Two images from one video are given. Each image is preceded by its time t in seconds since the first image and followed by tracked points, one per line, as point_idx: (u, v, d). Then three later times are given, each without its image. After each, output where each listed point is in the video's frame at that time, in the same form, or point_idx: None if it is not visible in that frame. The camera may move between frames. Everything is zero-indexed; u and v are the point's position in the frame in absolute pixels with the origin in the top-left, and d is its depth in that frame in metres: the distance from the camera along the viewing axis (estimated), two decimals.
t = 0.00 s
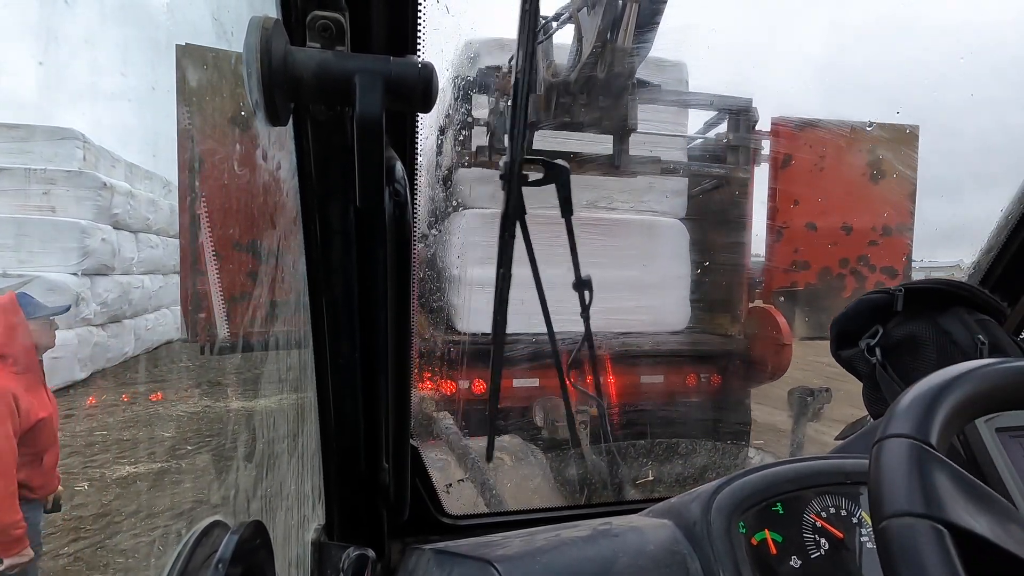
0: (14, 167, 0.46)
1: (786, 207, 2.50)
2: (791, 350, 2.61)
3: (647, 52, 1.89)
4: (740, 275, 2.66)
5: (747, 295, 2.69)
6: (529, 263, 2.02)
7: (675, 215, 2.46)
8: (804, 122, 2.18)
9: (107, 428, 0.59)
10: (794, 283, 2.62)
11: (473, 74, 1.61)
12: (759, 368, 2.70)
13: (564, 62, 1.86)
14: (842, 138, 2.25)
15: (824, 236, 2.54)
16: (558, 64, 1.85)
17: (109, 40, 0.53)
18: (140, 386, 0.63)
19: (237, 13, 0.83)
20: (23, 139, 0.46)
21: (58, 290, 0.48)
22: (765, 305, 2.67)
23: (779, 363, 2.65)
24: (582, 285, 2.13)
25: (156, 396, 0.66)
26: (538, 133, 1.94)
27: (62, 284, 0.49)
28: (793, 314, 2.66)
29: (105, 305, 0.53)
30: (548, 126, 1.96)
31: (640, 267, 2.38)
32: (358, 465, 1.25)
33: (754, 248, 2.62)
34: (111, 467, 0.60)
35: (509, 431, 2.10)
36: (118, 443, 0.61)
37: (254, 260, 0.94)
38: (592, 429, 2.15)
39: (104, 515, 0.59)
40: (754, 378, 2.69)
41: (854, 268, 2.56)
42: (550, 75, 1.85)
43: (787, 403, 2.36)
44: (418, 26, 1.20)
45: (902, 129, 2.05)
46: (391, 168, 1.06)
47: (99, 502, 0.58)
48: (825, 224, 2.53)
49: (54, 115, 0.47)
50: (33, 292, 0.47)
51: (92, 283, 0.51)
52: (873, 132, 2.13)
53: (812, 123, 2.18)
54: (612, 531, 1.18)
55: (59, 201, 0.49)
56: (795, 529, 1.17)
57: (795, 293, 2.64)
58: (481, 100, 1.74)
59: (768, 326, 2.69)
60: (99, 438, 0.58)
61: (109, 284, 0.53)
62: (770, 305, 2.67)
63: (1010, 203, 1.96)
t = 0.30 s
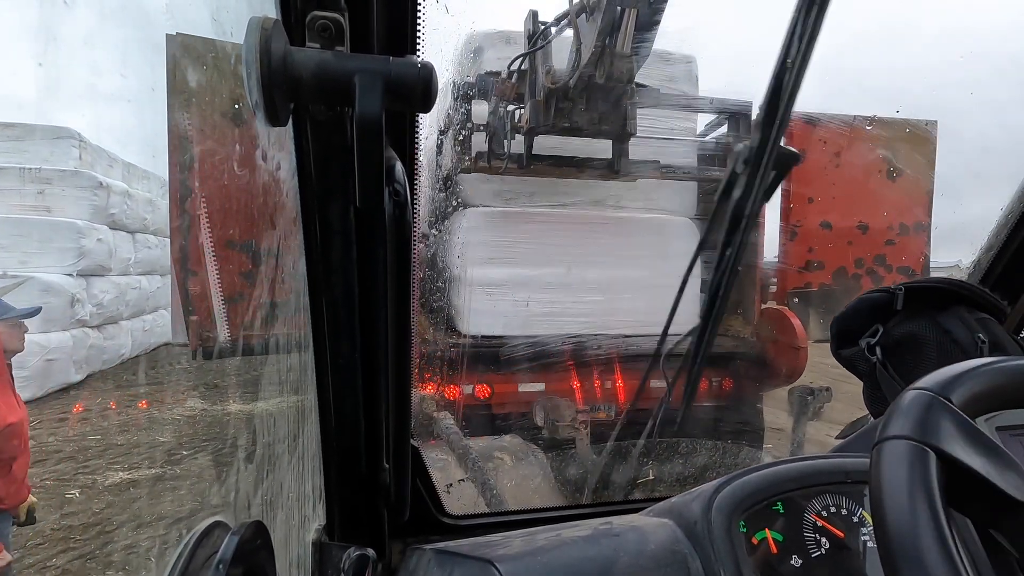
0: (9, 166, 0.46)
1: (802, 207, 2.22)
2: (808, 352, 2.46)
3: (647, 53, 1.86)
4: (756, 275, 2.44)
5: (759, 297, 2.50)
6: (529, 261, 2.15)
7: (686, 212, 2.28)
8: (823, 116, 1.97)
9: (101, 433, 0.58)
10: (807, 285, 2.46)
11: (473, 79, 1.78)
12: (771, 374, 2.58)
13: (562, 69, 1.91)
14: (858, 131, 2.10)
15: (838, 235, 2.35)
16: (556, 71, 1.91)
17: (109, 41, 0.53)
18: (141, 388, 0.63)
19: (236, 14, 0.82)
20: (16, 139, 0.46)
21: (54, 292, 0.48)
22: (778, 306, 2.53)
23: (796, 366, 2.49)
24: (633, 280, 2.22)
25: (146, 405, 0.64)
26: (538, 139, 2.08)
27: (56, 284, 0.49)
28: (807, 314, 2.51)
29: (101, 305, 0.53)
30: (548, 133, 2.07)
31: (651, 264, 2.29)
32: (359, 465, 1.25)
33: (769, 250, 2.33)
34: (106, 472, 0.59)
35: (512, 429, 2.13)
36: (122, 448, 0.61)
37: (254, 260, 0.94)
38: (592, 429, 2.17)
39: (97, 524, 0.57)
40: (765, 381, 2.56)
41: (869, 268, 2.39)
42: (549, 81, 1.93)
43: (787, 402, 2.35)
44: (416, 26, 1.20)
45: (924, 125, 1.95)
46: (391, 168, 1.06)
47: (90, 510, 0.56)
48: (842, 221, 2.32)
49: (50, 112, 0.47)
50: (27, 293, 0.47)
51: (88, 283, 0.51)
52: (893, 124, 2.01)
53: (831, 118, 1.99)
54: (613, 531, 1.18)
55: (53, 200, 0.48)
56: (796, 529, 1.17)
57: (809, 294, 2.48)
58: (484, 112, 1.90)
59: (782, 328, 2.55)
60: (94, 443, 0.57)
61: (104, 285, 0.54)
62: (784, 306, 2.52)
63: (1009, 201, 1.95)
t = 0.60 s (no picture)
0: (3, 164, 0.45)
1: (813, 200, 2.38)
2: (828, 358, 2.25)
3: (647, 52, 1.97)
4: (762, 275, 2.47)
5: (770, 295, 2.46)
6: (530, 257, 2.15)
7: (693, 210, 2.41)
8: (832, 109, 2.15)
9: (96, 435, 0.57)
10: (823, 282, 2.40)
11: (474, 82, 1.83)
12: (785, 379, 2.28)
13: (560, 72, 2.00)
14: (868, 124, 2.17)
15: (851, 233, 2.37)
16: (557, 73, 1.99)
17: (108, 41, 0.53)
18: (140, 389, 0.63)
19: (235, 15, 0.81)
20: (8, 137, 0.45)
21: (48, 290, 0.48)
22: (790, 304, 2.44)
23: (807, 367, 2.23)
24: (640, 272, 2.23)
25: (140, 407, 0.64)
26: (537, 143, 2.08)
27: (51, 283, 0.48)
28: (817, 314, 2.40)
29: (96, 304, 0.53)
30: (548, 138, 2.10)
31: (654, 263, 2.33)
32: (359, 466, 1.25)
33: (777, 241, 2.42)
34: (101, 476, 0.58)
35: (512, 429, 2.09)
36: (119, 450, 0.60)
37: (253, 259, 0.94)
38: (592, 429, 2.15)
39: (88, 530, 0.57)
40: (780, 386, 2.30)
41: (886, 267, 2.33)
42: (549, 83, 2.00)
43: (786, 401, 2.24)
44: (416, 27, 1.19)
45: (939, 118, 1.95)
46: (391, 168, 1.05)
47: (83, 515, 0.56)
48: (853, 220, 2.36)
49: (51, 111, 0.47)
50: (21, 293, 0.46)
51: (84, 283, 0.51)
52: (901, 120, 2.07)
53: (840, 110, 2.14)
54: (613, 531, 1.17)
55: (49, 199, 0.49)
56: (796, 528, 1.18)
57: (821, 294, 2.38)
58: (484, 116, 1.91)
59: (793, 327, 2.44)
60: (90, 445, 0.57)
61: (101, 284, 0.54)
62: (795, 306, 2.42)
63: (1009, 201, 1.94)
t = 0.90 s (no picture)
0: (2, 166, 0.45)
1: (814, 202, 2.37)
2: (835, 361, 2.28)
3: (647, 52, 2.01)
4: (762, 275, 2.41)
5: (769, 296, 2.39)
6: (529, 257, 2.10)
7: (694, 211, 2.37)
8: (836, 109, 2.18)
9: (94, 439, 0.57)
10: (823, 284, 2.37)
11: (474, 84, 1.82)
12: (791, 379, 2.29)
13: (560, 74, 2.07)
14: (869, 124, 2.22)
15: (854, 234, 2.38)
16: (558, 74, 2.06)
17: (108, 43, 0.53)
18: (140, 392, 0.64)
19: (235, 14, 0.80)
20: (7, 139, 0.45)
21: (48, 293, 0.48)
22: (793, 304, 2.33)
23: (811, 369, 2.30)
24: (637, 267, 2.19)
25: (140, 409, 0.64)
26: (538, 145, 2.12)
27: (48, 285, 0.48)
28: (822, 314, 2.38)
29: (95, 307, 0.53)
30: (548, 142, 2.14)
31: (655, 261, 2.29)
32: (359, 465, 1.25)
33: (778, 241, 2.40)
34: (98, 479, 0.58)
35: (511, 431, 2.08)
36: (117, 453, 0.60)
37: (253, 260, 0.94)
38: (592, 429, 2.12)
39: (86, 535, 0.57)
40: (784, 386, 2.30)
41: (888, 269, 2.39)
42: (549, 86, 2.06)
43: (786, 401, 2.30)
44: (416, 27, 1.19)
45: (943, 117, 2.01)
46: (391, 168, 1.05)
47: (81, 520, 0.56)
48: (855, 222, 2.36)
49: (50, 113, 0.47)
50: (19, 295, 0.46)
51: (80, 285, 0.51)
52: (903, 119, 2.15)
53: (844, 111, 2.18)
54: (613, 531, 1.17)
55: (46, 201, 0.48)
56: (797, 528, 1.18)
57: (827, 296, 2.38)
58: (485, 118, 1.89)
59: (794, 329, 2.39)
60: (88, 449, 0.57)
61: (99, 287, 0.54)
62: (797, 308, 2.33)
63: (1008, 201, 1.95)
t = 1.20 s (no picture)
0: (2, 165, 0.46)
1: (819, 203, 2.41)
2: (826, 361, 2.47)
3: (647, 52, 1.97)
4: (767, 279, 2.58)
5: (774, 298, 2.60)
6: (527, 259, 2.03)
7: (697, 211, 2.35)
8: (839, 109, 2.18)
9: (93, 439, 0.58)
10: (827, 286, 2.51)
11: (474, 85, 1.81)
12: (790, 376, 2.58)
13: (561, 77, 2.02)
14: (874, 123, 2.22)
15: (858, 233, 2.45)
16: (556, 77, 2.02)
17: (108, 44, 0.53)
18: (140, 392, 0.64)
19: (234, 14, 0.81)
20: (4, 138, 0.45)
21: (47, 292, 0.49)
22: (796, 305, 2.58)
23: (814, 372, 2.50)
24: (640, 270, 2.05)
25: (134, 414, 0.63)
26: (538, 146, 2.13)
27: (47, 286, 0.49)
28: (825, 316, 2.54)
29: (94, 307, 0.54)
30: (548, 143, 2.14)
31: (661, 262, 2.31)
32: (360, 465, 1.25)
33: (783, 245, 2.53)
34: (94, 481, 0.58)
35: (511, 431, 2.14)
36: (111, 455, 0.60)
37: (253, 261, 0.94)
38: (593, 429, 2.12)
39: (83, 537, 0.57)
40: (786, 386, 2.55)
41: (890, 268, 2.46)
42: (549, 89, 2.03)
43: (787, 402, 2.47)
44: (415, 27, 1.19)
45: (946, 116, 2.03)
46: (391, 168, 1.05)
47: (78, 522, 0.57)
48: (859, 222, 2.44)
49: (51, 112, 0.46)
50: (18, 295, 0.47)
51: (80, 285, 0.53)
52: (906, 120, 2.13)
53: (848, 110, 2.18)
54: (613, 531, 1.17)
55: (45, 201, 0.48)
56: (797, 528, 1.18)
57: (827, 295, 2.52)
58: (485, 119, 1.89)
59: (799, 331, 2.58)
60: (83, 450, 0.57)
61: (97, 286, 0.55)
62: (801, 309, 2.57)
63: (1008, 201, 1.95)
